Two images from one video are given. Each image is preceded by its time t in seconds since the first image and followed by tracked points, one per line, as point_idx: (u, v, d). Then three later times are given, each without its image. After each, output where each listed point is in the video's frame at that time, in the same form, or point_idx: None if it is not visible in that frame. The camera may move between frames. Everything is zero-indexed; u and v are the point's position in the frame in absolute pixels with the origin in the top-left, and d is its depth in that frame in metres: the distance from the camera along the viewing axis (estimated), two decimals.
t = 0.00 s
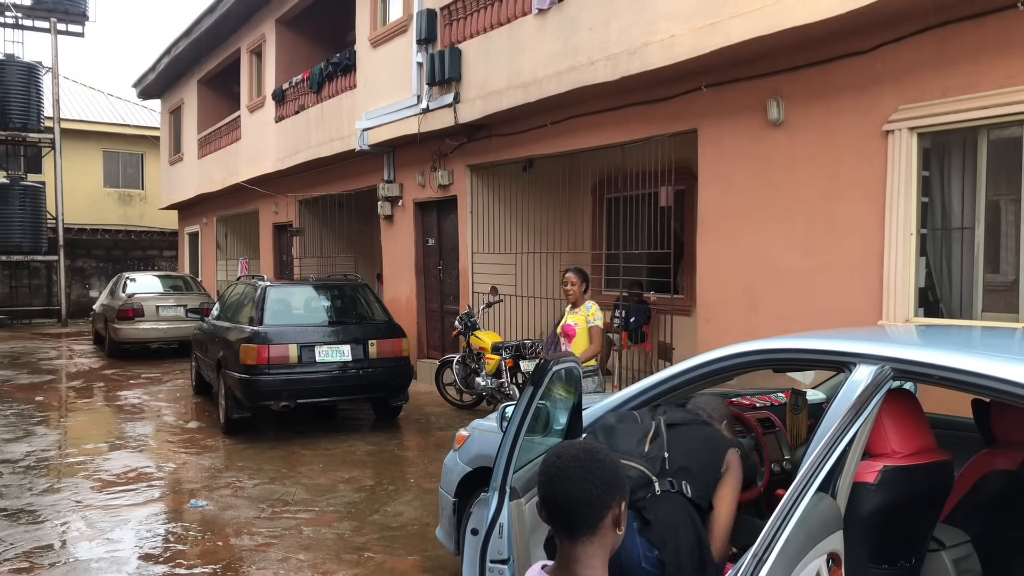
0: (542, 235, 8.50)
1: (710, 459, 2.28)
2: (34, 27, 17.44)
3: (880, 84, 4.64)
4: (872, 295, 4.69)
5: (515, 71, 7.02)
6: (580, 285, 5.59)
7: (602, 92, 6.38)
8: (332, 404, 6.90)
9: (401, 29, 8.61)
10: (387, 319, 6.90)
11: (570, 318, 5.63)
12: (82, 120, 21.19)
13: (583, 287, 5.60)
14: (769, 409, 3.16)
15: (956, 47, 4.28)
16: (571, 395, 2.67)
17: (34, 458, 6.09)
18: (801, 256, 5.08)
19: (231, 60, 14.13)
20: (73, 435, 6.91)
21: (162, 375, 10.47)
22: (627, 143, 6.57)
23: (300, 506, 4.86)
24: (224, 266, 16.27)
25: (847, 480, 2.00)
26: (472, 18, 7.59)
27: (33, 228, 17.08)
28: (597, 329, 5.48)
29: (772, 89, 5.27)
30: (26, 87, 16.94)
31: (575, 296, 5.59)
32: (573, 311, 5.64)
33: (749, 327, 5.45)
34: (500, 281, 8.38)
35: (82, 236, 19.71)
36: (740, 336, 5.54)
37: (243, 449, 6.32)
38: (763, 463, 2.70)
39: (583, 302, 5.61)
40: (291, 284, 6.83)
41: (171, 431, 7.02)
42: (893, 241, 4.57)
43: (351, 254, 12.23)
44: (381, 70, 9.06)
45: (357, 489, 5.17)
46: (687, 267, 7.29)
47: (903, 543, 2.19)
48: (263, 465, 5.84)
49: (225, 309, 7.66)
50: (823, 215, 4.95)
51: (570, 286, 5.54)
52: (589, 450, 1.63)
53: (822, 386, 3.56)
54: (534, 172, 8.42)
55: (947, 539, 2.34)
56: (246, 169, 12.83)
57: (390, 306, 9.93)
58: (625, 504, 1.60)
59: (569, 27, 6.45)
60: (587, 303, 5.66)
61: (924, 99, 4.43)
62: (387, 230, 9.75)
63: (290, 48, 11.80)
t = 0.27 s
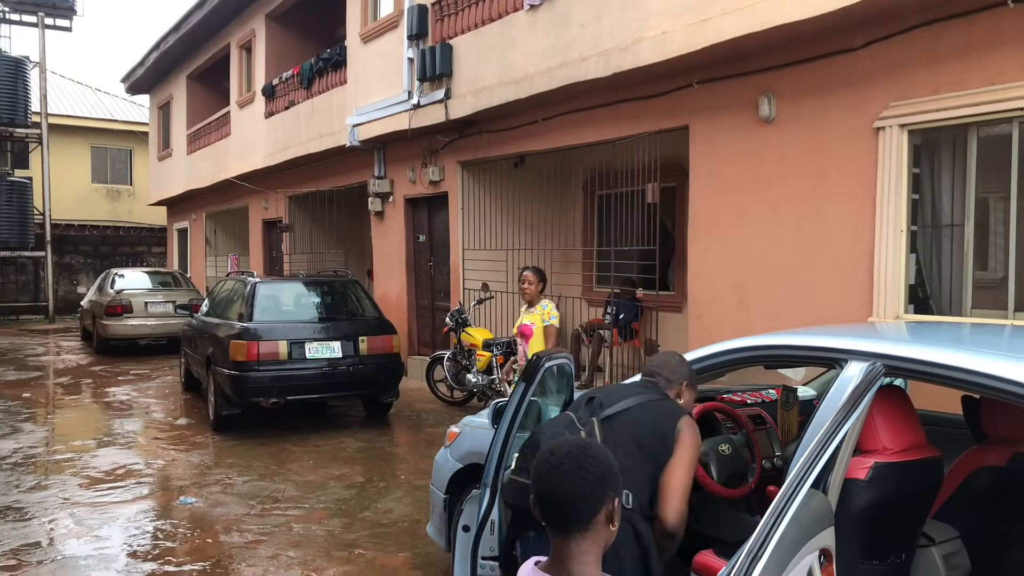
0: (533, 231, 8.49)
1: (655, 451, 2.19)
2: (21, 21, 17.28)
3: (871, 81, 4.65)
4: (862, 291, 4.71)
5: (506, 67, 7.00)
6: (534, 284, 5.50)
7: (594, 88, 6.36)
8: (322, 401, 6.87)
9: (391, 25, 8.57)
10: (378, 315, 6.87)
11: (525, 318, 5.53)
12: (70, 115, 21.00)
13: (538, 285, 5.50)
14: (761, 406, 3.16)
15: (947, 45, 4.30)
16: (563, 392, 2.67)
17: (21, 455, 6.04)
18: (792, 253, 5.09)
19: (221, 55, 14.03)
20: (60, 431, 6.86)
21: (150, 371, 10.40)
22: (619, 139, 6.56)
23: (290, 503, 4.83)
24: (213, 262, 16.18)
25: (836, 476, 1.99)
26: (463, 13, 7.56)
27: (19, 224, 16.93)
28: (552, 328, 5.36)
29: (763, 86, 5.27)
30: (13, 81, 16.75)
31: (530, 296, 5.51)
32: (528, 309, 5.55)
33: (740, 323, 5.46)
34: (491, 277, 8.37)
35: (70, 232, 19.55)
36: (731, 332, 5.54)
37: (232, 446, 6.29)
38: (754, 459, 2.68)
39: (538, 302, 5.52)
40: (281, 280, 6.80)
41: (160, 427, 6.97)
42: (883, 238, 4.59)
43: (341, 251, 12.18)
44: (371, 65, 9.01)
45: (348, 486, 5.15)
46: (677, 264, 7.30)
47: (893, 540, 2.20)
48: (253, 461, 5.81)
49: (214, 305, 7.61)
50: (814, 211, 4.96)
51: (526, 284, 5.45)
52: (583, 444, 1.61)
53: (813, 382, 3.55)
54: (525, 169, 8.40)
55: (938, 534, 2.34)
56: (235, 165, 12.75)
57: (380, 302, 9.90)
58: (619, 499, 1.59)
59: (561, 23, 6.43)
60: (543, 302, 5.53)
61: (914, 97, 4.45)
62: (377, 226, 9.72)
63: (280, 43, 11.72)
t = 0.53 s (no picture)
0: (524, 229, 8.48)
1: (639, 445, 2.11)
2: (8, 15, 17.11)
3: (862, 79, 4.67)
4: (853, 289, 4.73)
5: (498, 63, 6.98)
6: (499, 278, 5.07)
7: (586, 85, 6.36)
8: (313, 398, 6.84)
9: (382, 21, 8.53)
10: (369, 313, 6.85)
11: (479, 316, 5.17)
12: (58, 110, 20.82)
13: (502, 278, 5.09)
14: (751, 403, 3.17)
15: (937, 44, 4.32)
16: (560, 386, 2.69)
17: (8, 453, 5.98)
18: (783, 251, 5.10)
19: (210, 51, 13.93)
20: (49, 429, 6.80)
21: (140, 368, 10.34)
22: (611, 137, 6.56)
23: (280, 501, 4.81)
24: (203, 259, 16.09)
25: (830, 474, 1.95)
26: (454, 10, 7.53)
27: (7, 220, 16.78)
28: (522, 320, 5.00)
29: (755, 83, 5.28)
30: None
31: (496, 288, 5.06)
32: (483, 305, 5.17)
33: (731, 320, 5.47)
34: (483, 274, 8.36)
35: (58, 228, 19.40)
36: (722, 330, 5.56)
37: (222, 443, 6.26)
38: (745, 456, 2.67)
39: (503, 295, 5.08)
40: (271, 277, 6.76)
41: (149, 425, 6.93)
42: (874, 236, 4.61)
43: (331, 248, 12.14)
44: (362, 62, 8.97)
45: (338, 484, 5.14)
46: (669, 261, 7.31)
47: (883, 537, 2.21)
48: (243, 459, 5.78)
49: (204, 302, 7.56)
50: (805, 209, 4.97)
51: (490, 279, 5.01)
52: (578, 441, 1.60)
53: (803, 379, 3.57)
54: (516, 166, 8.39)
55: (927, 531, 2.34)
56: (225, 161, 12.67)
57: (371, 299, 9.86)
58: (613, 497, 1.59)
59: (553, 20, 6.42)
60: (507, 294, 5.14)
61: (905, 95, 4.47)
62: (368, 223, 9.68)
63: (270, 39, 11.66)
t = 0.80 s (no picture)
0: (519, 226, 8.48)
1: (650, 445, 2.01)
2: None
3: (856, 76, 4.67)
4: (848, 286, 4.73)
5: (492, 60, 6.96)
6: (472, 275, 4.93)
7: (581, 82, 6.35)
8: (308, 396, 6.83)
9: (376, 18, 8.51)
10: (364, 310, 6.84)
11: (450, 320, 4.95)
12: (50, 108, 20.72)
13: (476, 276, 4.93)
14: (748, 399, 3.17)
15: (931, 41, 4.32)
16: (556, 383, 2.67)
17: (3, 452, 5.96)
18: (778, 247, 5.11)
19: (204, 48, 13.87)
20: (43, 428, 6.77)
21: (134, 367, 10.30)
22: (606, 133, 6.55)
23: (276, 499, 4.80)
24: (197, 257, 16.04)
25: (828, 470, 1.95)
26: (448, 7, 7.51)
27: None
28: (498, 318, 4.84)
29: (749, 80, 5.28)
30: None
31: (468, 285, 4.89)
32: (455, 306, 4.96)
33: (726, 317, 5.48)
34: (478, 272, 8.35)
35: (51, 226, 19.31)
36: (718, 327, 5.56)
37: (218, 442, 6.24)
38: (741, 453, 2.70)
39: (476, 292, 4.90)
40: (266, 275, 6.74)
41: (143, 423, 6.90)
42: (868, 233, 4.61)
43: (326, 245, 12.12)
44: (356, 59, 8.94)
45: (335, 481, 5.13)
46: (664, 258, 7.31)
47: (881, 532, 2.22)
48: (238, 457, 5.77)
49: (199, 300, 7.53)
50: (800, 206, 4.98)
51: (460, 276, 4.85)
52: (577, 438, 1.59)
53: (799, 376, 3.57)
54: (511, 164, 8.38)
55: (923, 526, 2.36)
56: (218, 159, 12.63)
57: (366, 297, 9.84)
58: (613, 494, 1.58)
59: (547, 17, 6.41)
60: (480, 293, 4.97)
61: (899, 91, 4.47)
62: (363, 221, 9.66)
63: (263, 36, 11.62)
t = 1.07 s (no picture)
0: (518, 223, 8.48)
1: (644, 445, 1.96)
2: None
3: (855, 73, 4.67)
4: (846, 283, 4.74)
5: (491, 57, 6.95)
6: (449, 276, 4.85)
7: (579, 79, 6.34)
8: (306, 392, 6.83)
9: (375, 14, 8.49)
10: (362, 306, 6.83)
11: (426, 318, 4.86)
12: (48, 103, 20.66)
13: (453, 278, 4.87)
14: (746, 396, 3.17)
15: (930, 39, 4.32)
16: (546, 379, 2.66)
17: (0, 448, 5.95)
18: (776, 245, 5.11)
19: (201, 44, 13.83)
20: (41, 424, 6.77)
21: (132, 363, 10.29)
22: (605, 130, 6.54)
23: (274, 495, 4.80)
24: (195, 253, 16.02)
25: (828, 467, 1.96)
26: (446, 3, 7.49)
27: None
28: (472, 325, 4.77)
29: (748, 78, 5.28)
30: None
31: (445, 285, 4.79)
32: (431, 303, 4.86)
33: (725, 314, 5.48)
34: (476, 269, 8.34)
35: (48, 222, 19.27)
36: (716, 324, 5.56)
37: (216, 438, 6.24)
38: (740, 450, 2.72)
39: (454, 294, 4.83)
40: (264, 271, 6.74)
41: (141, 419, 6.90)
42: (867, 230, 4.61)
43: (323, 242, 12.11)
44: (355, 55, 8.92)
45: (332, 478, 5.12)
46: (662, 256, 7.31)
47: (879, 529, 2.22)
48: (236, 453, 5.77)
49: (197, 296, 7.52)
50: (798, 203, 4.98)
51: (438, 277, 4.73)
52: (578, 435, 1.59)
53: (797, 373, 3.57)
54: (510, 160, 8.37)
55: (921, 523, 2.37)
56: (216, 155, 12.61)
57: (364, 293, 9.83)
58: (614, 491, 1.58)
59: (546, 13, 6.39)
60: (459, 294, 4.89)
61: (898, 89, 4.47)
62: (361, 217, 9.65)
63: (261, 32, 11.59)
